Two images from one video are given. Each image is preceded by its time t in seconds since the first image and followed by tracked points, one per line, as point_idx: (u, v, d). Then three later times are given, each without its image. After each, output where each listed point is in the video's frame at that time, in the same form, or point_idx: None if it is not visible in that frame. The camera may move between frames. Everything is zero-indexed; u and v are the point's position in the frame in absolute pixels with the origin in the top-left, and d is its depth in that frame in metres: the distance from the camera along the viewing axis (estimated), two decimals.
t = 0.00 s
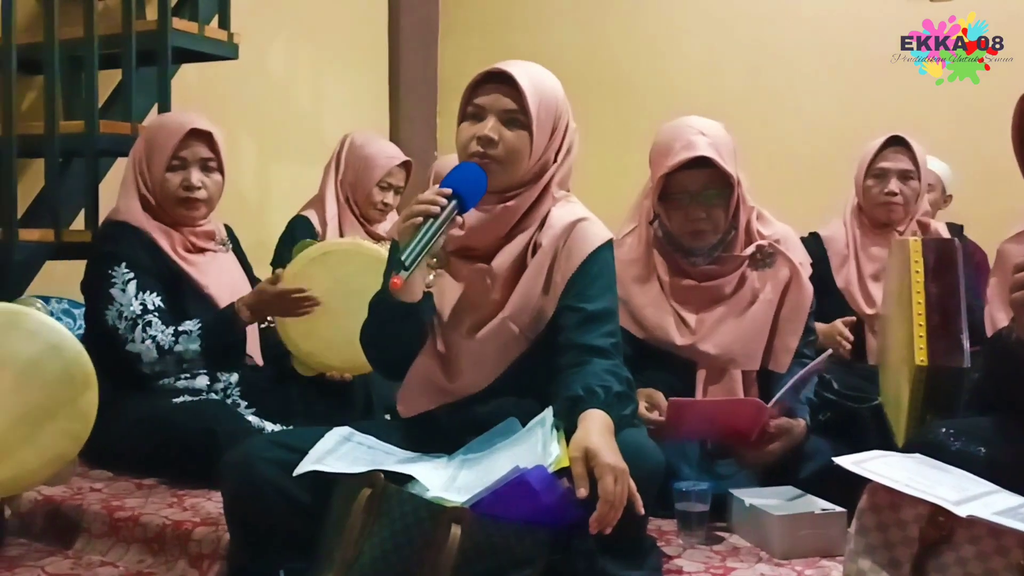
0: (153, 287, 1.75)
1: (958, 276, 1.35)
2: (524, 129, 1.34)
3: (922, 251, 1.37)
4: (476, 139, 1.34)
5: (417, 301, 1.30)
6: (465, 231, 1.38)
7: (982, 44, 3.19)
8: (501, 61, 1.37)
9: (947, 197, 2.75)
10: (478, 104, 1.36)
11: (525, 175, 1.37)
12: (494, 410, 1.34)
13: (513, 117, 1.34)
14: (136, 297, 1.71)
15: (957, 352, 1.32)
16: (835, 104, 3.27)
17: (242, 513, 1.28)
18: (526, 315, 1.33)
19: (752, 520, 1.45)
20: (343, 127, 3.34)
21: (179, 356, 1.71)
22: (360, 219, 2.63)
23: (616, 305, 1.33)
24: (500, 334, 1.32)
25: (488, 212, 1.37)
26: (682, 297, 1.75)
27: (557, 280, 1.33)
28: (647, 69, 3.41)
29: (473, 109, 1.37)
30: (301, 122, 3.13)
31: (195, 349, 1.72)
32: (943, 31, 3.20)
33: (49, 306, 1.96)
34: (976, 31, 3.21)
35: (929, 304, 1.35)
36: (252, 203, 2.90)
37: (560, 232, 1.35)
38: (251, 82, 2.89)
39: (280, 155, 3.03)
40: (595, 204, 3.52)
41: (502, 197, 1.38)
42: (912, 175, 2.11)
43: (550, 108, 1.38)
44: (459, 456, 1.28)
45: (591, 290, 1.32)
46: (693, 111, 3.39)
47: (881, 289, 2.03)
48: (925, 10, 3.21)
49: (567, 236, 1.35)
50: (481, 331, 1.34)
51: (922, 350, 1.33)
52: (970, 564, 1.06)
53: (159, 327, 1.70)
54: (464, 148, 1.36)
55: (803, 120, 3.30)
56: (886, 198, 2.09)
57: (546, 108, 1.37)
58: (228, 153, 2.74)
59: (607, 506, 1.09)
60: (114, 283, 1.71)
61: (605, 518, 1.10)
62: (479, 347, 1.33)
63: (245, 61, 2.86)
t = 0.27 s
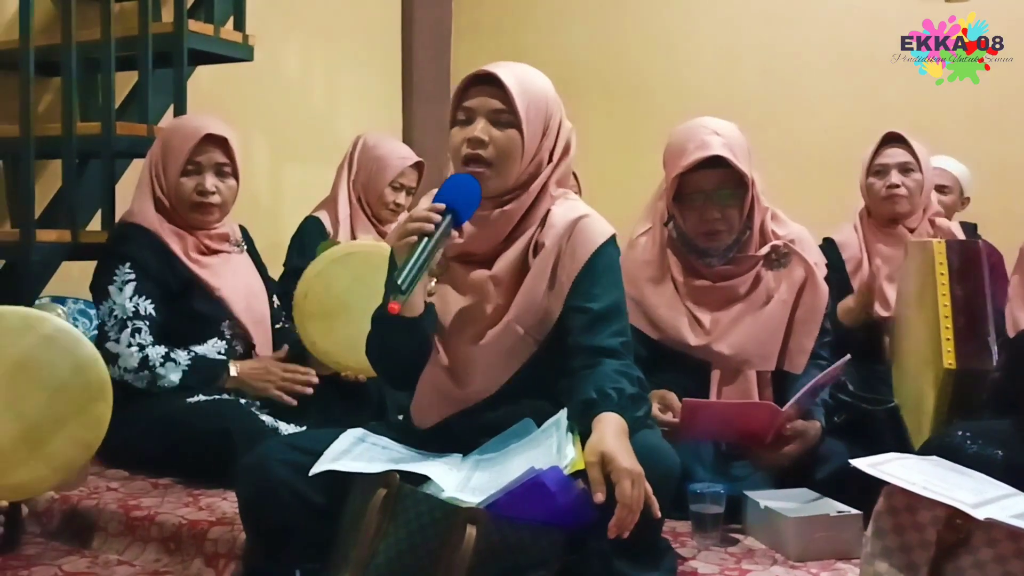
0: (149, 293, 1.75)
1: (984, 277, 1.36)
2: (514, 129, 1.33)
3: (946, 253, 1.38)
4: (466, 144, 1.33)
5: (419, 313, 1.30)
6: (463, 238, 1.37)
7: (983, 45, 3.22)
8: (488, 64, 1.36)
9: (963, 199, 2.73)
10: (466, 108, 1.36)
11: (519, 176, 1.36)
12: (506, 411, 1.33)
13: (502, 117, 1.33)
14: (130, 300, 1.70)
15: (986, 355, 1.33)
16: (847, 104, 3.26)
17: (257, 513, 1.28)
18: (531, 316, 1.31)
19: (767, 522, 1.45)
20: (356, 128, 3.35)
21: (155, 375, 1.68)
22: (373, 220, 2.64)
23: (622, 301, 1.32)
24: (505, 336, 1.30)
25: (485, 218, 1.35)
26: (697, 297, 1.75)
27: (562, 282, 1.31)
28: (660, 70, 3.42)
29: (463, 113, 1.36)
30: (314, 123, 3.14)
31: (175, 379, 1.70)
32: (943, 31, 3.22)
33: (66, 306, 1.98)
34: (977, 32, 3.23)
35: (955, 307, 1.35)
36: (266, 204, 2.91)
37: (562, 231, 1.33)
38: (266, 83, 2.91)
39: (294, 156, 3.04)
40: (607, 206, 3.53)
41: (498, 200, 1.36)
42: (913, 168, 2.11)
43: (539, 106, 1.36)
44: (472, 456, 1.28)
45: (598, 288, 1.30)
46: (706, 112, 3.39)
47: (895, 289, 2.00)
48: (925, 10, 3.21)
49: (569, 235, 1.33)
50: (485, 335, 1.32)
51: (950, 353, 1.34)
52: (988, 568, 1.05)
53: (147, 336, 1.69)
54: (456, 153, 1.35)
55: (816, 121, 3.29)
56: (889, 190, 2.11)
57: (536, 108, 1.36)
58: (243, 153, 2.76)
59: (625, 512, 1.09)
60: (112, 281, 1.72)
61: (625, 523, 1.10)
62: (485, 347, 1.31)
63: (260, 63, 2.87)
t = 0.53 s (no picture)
0: (176, 286, 1.77)
1: (1002, 281, 1.36)
2: (501, 125, 1.32)
3: (964, 255, 1.38)
4: (457, 144, 1.33)
5: (418, 315, 1.30)
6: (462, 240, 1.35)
7: (982, 44, 3.20)
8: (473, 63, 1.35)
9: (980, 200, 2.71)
10: (455, 108, 1.35)
11: (513, 173, 1.34)
12: (517, 416, 1.31)
13: (490, 114, 1.32)
14: (158, 294, 1.73)
15: (1003, 358, 1.33)
16: (860, 105, 3.25)
17: (273, 512, 1.29)
18: (536, 316, 1.29)
19: (782, 523, 1.44)
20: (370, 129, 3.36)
21: (195, 362, 1.71)
22: (385, 218, 2.63)
23: (627, 295, 1.29)
24: (510, 339, 1.28)
25: (481, 218, 1.33)
26: (711, 298, 1.75)
27: (565, 281, 1.29)
28: (672, 72, 3.44)
29: (452, 115, 1.36)
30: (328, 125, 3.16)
31: (215, 363, 1.73)
32: (943, 31, 3.21)
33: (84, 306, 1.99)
34: (976, 31, 3.22)
35: (973, 309, 1.35)
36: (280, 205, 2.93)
37: (562, 230, 1.30)
38: (280, 84, 2.92)
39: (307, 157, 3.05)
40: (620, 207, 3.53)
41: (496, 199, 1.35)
42: (931, 167, 2.11)
43: (527, 100, 1.35)
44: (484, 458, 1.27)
45: (602, 286, 1.27)
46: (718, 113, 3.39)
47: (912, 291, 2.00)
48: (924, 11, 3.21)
49: (571, 232, 1.30)
50: (489, 339, 1.30)
51: (967, 355, 1.34)
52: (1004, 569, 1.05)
53: (180, 326, 1.72)
54: (449, 155, 1.35)
55: (829, 122, 3.28)
56: (905, 188, 2.10)
57: (524, 102, 1.34)
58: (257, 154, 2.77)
59: (641, 521, 1.08)
60: (138, 279, 1.74)
61: (642, 531, 1.09)
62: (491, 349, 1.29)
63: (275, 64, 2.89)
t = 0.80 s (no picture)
0: (211, 282, 1.78)
1: (1018, 282, 1.36)
2: (503, 130, 1.30)
3: (979, 257, 1.39)
4: (458, 153, 1.31)
5: (428, 325, 1.32)
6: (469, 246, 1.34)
7: (982, 44, 3.18)
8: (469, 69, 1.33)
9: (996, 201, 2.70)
10: (455, 115, 1.33)
11: (517, 178, 1.33)
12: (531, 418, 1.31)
13: (491, 120, 1.30)
14: (197, 292, 1.74)
15: (1020, 358, 1.32)
16: (873, 105, 3.23)
17: (290, 512, 1.29)
18: (545, 320, 1.29)
19: (796, 525, 1.44)
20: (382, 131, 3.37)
21: (244, 351, 1.73)
22: (399, 219, 2.64)
23: (637, 297, 1.29)
24: (519, 344, 1.29)
25: (488, 224, 1.32)
26: (726, 299, 1.75)
27: (575, 284, 1.29)
28: (684, 72, 3.43)
29: (452, 122, 1.34)
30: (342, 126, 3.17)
31: (264, 346, 1.75)
32: (943, 31, 3.20)
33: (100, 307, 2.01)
34: (975, 31, 3.20)
35: (987, 311, 1.36)
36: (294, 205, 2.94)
37: (570, 232, 1.30)
38: (294, 86, 2.94)
39: (321, 158, 3.07)
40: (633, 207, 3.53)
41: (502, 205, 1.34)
42: (945, 167, 2.11)
43: (527, 103, 1.33)
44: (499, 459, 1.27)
45: (610, 292, 1.27)
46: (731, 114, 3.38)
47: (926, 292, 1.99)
48: (924, 10, 3.20)
49: (578, 235, 1.30)
50: (499, 344, 1.30)
51: (982, 356, 1.34)
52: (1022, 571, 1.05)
53: (224, 320, 1.73)
54: (451, 163, 1.33)
55: (842, 122, 3.27)
56: (919, 188, 2.09)
57: (525, 105, 1.32)
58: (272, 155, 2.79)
59: (654, 529, 1.08)
60: (173, 280, 1.74)
61: (656, 539, 1.09)
62: (499, 355, 1.29)
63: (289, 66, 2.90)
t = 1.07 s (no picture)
0: (225, 284, 1.79)
1: None
2: (517, 132, 1.30)
3: (996, 257, 1.33)
4: (472, 155, 1.31)
5: (441, 326, 1.31)
6: (484, 247, 1.34)
7: (983, 44, 3.17)
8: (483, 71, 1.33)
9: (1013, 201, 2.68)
10: (469, 119, 1.33)
11: (531, 180, 1.33)
12: (546, 418, 1.32)
13: (506, 123, 1.30)
14: (211, 294, 1.74)
15: None
16: (887, 106, 3.22)
17: (306, 511, 1.30)
18: (560, 322, 1.29)
19: (811, 527, 1.44)
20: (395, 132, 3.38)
21: (255, 353, 1.74)
22: (412, 219, 2.64)
23: (651, 298, 1.29)
24: (534, 345, 1.29)
25: (502, 226, 1.32)
26: (740, 299, 1.74)
27: (590, 286, 1.29)
28: (697, 73, 3.43)
29: (467, 125, 1.35)
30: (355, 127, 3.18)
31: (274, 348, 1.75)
32: (944, 31, 3.19)
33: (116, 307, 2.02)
34: (976, 31, 3.19)
35: (1002, 312, 1.31)
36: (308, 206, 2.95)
37: (585, 234, 1.30)
38: (308, 87, 2.95)
39: (334, 159, 3.08)
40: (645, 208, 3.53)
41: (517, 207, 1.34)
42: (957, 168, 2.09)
43: (542, 105, 1.32)
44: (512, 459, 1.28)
45: (626, 292, 1.27)
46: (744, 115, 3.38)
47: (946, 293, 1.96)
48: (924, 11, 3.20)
49: (593, 237, 1.30)
50: (514, 345, 1.30)
51: (993, 358, 1.30)
52: None
53: (235, 323, 1.73)
54: (465, 165, 1.33)
55: (856, 123, 3.25)
56: (928, 189, 2.09)
57: (539, 107, 1.32)
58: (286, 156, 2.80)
59: (669, 531, 1.07)
60: (187, 282, 1.75)
61: (671, 541, 1.08)
62: (513, 356, 1.29)
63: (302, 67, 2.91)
